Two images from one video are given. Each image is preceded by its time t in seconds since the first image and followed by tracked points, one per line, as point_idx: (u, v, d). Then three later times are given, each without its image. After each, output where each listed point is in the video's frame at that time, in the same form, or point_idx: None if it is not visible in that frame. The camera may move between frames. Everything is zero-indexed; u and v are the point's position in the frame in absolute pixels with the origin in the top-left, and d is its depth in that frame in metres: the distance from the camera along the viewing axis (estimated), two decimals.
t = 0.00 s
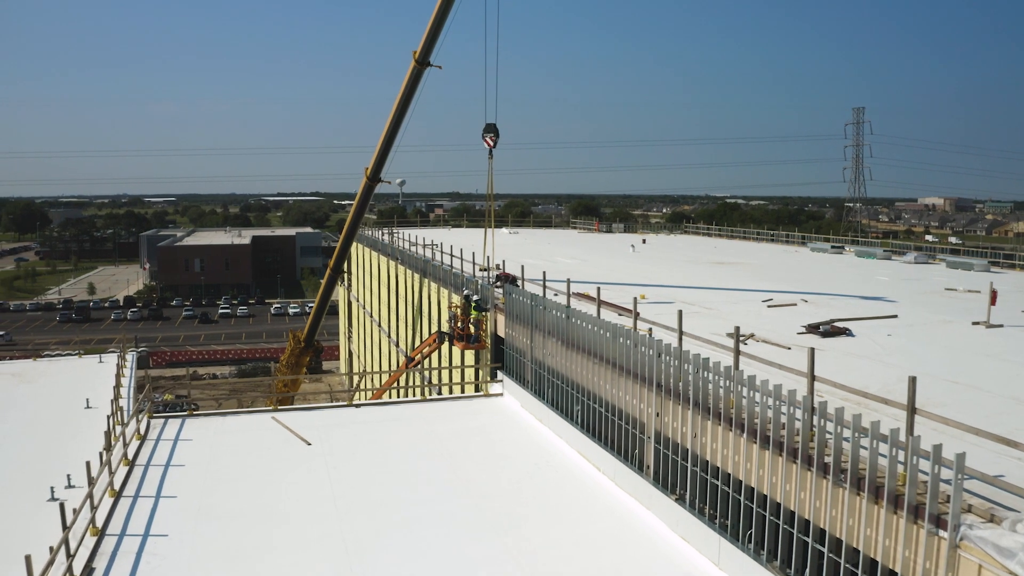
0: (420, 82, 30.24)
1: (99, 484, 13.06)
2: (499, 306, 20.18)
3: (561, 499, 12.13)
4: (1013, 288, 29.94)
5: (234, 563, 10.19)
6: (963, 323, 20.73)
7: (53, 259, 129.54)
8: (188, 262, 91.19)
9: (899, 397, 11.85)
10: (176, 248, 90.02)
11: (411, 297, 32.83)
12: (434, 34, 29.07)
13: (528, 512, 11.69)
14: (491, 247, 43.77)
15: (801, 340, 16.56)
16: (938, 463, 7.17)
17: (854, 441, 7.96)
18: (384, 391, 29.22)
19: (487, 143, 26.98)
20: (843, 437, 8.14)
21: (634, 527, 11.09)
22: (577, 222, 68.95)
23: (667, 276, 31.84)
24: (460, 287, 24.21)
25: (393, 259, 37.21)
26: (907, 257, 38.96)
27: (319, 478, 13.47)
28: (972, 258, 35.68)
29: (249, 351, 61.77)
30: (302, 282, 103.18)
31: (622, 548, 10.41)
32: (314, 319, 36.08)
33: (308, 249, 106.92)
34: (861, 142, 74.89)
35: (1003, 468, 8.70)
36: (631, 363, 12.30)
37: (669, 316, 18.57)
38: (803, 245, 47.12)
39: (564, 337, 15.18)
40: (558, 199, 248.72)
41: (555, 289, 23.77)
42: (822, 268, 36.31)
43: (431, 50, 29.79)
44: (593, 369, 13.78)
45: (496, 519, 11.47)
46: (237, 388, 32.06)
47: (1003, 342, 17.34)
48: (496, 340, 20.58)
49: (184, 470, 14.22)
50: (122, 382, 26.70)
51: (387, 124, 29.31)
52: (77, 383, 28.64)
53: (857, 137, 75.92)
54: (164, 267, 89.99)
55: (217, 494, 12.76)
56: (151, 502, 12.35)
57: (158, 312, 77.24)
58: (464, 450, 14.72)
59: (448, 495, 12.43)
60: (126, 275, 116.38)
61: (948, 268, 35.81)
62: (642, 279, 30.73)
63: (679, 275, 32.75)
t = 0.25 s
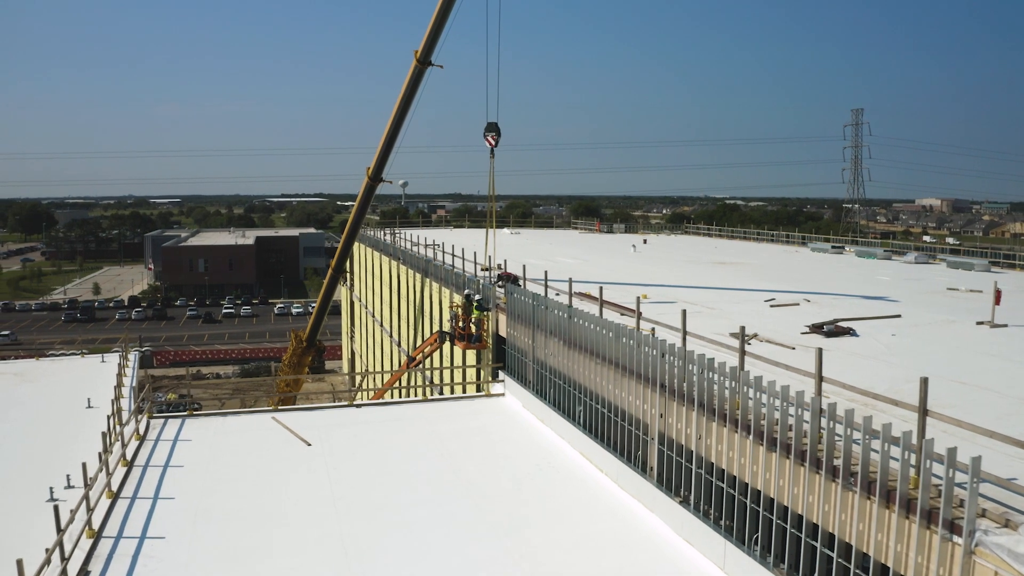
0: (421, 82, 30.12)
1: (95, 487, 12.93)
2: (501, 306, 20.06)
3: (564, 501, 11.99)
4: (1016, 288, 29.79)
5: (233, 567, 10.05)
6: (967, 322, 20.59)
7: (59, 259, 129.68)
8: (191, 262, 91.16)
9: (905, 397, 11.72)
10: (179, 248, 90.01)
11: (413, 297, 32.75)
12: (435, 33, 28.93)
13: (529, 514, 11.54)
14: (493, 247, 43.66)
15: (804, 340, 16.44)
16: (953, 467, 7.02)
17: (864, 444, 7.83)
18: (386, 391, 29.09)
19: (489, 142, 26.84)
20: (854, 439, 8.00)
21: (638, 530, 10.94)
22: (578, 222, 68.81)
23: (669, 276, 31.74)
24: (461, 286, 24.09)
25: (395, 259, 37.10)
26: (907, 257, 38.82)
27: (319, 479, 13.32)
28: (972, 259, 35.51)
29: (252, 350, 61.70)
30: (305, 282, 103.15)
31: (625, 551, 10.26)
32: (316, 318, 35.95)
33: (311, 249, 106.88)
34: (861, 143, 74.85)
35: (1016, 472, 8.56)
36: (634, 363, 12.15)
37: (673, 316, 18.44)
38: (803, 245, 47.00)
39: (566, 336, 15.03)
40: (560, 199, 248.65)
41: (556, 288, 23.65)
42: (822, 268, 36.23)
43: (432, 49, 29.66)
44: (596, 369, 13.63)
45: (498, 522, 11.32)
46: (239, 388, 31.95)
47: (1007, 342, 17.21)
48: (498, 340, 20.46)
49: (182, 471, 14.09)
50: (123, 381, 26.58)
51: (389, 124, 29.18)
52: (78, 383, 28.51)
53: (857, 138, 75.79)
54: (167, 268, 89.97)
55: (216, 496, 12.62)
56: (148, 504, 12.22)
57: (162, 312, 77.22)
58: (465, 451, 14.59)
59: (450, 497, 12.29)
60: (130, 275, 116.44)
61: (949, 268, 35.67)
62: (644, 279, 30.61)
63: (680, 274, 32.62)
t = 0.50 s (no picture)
0: (423, 81, 29.96)
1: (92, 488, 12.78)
2: (503, 305, 19.91)
3: (567, 502, 11.85)
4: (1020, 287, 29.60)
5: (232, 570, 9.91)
6: (971, 322, 20.42)
7: (65, 260, 129.86)
8: (195, 262, 91.11)
9: (912, 397, 11.57)
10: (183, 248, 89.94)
11: (414, 297, 32.63)
12: (436, 32, 28.76)
13: (531, 516, 11.40)
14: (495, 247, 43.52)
15: (808, 339, 16.28)
16: (967, 470, 6.87)
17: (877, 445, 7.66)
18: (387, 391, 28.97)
19: (490, 141, 26.69)
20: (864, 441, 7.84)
21: (642, 532, 10.80)
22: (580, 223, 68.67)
23: (672, 276, 31.58)
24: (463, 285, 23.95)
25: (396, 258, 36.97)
26: (907, 257, 38.60)
27: (319, 481, 13.18)
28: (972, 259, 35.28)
29: (256, 350, 61.62)
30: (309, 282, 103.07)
31: (628, 555, 10.11)
32: (318, 318, 35.81)
33: (314, 249, 106.80)
34: (859, 145, 74.68)
35: None
36: (638, 363, 12.01)
37: (676, 315, 18.29)
38: (803, 245, 46.80)
39: (568, 336, 14.89)
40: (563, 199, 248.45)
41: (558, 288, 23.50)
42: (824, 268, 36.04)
43: (433, 49, 29.52)
44: (599, 369, 13.49)
45: (500, 524, 11.19)
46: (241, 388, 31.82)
47: (1013, 342, 17.04)
48: (499, 339, 20.31)
49: (181, 472, 13.94)
50: (125, 381, 26.46)
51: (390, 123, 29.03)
52: (80, 382, 28.40)
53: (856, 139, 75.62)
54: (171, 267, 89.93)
55: (214, 497, 12.47)
56: (146, 505, 12.07)
57: (166, 311, 77.20)
58: (467, 451, 14.45)
59: (451, 498, 12.14)
60: (135, 275, 116.48)
61: (949, 268, 35.42)
62: (646, 278, 30.46)
63: (683, 274, 32.47)
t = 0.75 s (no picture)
0: (424, 80, 29.83)
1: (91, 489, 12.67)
2: (504, 305, 19.77)
3: (569, 504, 11.72)
4: None
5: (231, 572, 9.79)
6: (975, 321, 20.27)
7: (71, 260, 129.91)
8: (200, 262, 91.02)
9: (919, 397, 11.42)
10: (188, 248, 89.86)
11: (416, 296, 32.51)
12: (438, 31, 28.64)
13: (533, 518, 11.27)
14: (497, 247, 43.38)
15: (812, 339, 16.15)
16: (983, 474, 6.71)
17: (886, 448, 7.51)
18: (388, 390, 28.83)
19: (492, 140, 26.57)
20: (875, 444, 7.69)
21: (645, 535, 10.66)
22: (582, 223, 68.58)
23: (674, 275, 31.45)
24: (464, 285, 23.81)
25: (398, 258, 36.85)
26: (907, 257, 38.44)
27: (319, 482, 13.05)
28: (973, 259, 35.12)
29: (259, 349, 61.54)
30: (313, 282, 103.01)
31: (632, 558, 9.98)
32: (320, 317, 35.67)
33: (318, 250, 106.74)
34: (858, 146, 74.46)
35: None
36: (641, 363, 11.88)
37: (678, 315, 18.16)
38: (803, 245, 46.65)
39: (571, 336, 14.76)
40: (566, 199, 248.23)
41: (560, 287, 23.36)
42: (826, 267, 35.89)
43: (434, 48, 29.39)
44: (602, 368, 13.35)
45: (501, 526, 11.06)
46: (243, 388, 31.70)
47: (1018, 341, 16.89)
48: (501, 339, 20.18)
49: (180, 473, 13.80)
50: (127, 380, 26.34)
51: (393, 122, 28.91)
52: (81, 382, 28.28)
53: (854, 139, 75.49)
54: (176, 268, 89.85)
55: (213, 499, 12.34)
56: (145, 506, 11.98)
57: (171, 311, 77.15)
58: (469, 452, 14.31)
59: (452, 500, 12.01)
60: (140, 275, 116.49)
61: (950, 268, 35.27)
62: (649, 278, 30.33)
63: (685, 274, 32.34)
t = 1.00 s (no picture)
0: (426, 79, 29.72)
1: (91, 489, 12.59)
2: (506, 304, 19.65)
3: (572, 505, 11.59)
4: None
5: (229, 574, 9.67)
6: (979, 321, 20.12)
7: (77, 260, 129.98)
8: (204, 262, 91.02)
9: (926, 397, 11.27)
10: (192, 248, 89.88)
11: (418, 295, 32.39)
12: (440, 30, 28.54)
13: (536, 520, 11.14)
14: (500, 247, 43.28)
15: (817, 338, 16.00)
16: (1000, 477, 6.56)
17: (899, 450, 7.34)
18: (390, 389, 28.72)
19: (494, 139, 26.45)
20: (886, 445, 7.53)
21: (649, 537, 10.53)
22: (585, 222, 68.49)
23: (675, 275, 31.33)
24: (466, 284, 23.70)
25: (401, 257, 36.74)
26: (908, 256, 38.28)
27: (319, 483, 12.92)
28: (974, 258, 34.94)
29: (263, 349, 61.47)
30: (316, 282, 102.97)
31: (635, 560, 9.85)
32: (322, 316, 35.57)
33: (322, 250, 106.72)
34: (857, 146, 74.29)
35: None
36: (645, 362, 11.74)
37: (682, 314, 18.02)
38: (804, 245, 46.52)
39: (573, 335, 14.63)
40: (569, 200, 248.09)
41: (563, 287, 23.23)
42: (828, 267, 35.73)
43: (436, 46, 29.28)
44: (605, 368, 13.22)
45: (503, 527, 10.93)
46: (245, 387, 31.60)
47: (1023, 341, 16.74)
48: (503, 338, 20.06)
49: (179, 473, 13.70)
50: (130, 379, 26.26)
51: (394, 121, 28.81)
52: (84, 381, 28.21)
53: (852, 140, 75.47)
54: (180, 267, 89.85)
55: (212, 499, 12.22)
56: (142, 507, 11.85)
57: (176, 310, 77.14)
58: (471, 453, 14.17)
59: (454, 501, 11.89)
60: (146, 275, 116.54)
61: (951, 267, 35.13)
62: (651, 278, 30.21)
63: (686, 273, 32.22)
